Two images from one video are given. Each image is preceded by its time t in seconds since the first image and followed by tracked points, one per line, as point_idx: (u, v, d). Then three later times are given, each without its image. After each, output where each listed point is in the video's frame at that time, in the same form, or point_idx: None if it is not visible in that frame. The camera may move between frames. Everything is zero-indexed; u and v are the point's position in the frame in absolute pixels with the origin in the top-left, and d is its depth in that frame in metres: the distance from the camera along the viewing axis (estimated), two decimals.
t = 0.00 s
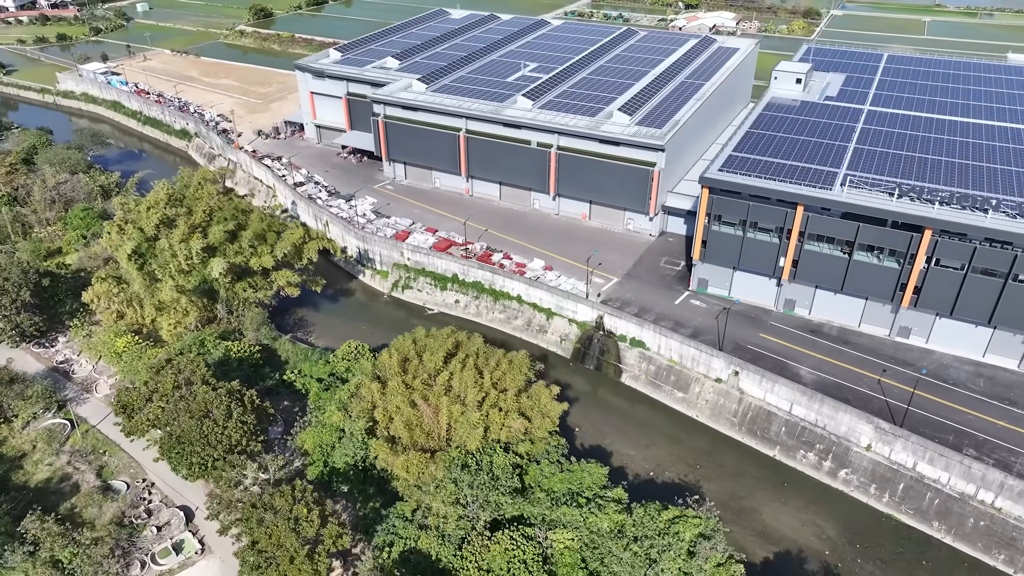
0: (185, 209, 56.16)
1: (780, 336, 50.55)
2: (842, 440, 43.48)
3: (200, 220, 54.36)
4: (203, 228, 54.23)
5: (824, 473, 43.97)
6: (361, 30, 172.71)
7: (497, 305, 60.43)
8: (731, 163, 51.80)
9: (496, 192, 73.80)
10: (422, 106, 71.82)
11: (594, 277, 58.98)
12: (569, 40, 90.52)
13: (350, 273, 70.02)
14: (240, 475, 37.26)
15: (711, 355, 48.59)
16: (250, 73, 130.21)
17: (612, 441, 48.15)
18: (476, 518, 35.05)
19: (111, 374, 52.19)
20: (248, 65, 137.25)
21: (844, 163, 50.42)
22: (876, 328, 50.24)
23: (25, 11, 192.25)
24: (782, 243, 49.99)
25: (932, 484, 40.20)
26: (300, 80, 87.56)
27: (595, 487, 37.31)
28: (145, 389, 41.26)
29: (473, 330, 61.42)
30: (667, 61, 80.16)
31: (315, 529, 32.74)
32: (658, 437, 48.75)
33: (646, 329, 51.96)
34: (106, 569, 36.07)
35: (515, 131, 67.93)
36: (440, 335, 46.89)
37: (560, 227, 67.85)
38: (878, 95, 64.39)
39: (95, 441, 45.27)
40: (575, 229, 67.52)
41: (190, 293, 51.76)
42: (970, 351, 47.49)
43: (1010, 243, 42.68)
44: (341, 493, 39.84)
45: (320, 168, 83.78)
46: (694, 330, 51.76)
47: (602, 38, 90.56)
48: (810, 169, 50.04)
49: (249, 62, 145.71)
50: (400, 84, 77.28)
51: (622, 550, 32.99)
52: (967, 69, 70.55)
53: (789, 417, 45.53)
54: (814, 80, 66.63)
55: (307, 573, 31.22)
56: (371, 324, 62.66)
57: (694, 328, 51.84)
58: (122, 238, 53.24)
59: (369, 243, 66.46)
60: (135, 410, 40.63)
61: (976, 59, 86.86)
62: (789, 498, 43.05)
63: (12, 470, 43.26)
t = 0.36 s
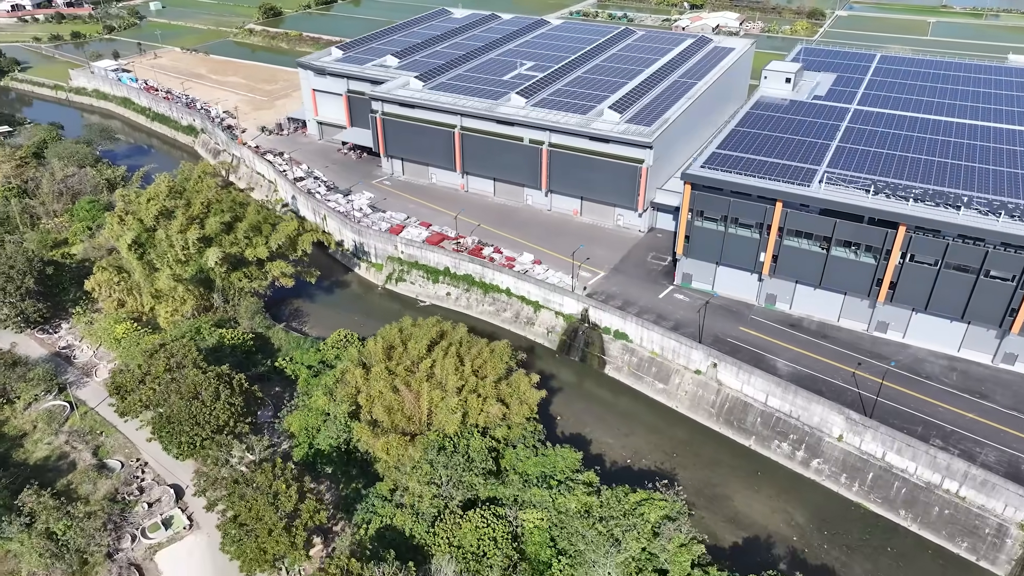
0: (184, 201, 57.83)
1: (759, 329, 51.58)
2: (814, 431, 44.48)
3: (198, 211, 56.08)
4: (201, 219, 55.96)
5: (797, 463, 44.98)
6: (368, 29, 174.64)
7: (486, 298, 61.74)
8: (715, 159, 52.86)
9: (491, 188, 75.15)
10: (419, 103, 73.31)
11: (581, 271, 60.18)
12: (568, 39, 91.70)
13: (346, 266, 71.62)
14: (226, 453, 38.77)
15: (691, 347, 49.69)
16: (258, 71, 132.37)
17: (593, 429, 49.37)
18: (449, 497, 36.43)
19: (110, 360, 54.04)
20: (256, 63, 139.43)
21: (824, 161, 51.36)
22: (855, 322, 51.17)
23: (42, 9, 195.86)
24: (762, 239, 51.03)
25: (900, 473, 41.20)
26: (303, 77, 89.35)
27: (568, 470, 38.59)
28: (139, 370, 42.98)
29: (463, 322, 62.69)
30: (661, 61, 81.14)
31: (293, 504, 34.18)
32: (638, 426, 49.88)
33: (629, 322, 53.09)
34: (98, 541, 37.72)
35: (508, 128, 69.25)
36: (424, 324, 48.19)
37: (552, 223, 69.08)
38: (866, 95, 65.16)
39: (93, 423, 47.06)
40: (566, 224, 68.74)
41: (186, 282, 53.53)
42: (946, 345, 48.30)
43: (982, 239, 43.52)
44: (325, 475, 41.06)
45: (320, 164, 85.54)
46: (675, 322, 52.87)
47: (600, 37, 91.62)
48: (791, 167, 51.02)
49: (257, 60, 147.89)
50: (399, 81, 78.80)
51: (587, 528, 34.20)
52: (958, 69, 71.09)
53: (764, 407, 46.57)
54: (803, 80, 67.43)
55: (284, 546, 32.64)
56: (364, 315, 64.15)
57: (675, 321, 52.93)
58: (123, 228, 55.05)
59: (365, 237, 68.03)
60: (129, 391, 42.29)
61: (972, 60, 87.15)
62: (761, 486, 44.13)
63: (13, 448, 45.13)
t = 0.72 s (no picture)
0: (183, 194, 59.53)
1: (741, 325, 52.47)
2: (789, 423, 45.35)
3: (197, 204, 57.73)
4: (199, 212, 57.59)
5: (771, 455, 45.87)
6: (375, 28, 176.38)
7: (477, 292, 62.96)
8: (699, 157, 53.79)
9: (486, 185, 76.38)
10: (415, 101, 74.67)
11: (570, 266, 61.29)
12: (566, 39, 92.75)
13: (343, 260, 73.10)
14: (213, 436, 40.21)
15: (671, 340, 50.66)
16: (265, 69, 134.34)
17: (574, 420, 50.51)
18: (425, 480, 37.59)
19: (110, 347, 55.77)
20: (263, 61, 141.51)
21: (807, 160, 52.14)
22: (835, 319, 51.97)
23: (57, 7, 199.22)
24: (744, 236, 51.94)
25: (871, 465, 42.04)
26: (305, 76, 91.02)
27: (543, 456, 39.74)
28: (132, 355, 44.66)
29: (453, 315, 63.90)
30: (657, 61, 82.03)
31: (273, 483, 35.53)
32: (619, 418, 50.89)
33: (613, 316, 54.12)
34: (89, 518, 39.32)
35: (502, 126, 70.46)
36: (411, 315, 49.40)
37: (544, 219, 70.23)
38: (856, 95, 65.77)
39: (90, 407, 48.72)
40: (557, 221, 69.86)
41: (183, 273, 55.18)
42: (923, 342, 49.09)
43: (957, 237, 44.24)
44: (311, 459, 42.67)
45: (321, 160, 87.15)
46: (659, 317, 53.86)
47: (598, 37, 92.59)
48: (773, 165, 51.87)
49: (264, 58, 149.94)
50: (397, 79, 80.22)
51: (556, 511, 35.50)
52: (950, 70, 71.47)
53: (741, 400, 47.47)
54: (794, 80, 68.11)
55: (263, 522, 33.96)
56: (358, 307, 65.56)
57: (658, 315, 53.95)
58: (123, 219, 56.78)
59: (360, 231, 69.47)
60: (122, 374, 44.05)
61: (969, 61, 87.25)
62: (736, 477, 45.08)
63: (13, 429, 46.88)
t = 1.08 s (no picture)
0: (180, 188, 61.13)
1: (720, 320, 53.45)
2: (762, 416, 46.31)
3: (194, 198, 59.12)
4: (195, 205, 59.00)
5: (745, 446, 46.82)
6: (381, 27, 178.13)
7: (466, 286, 64.20)
8: (681, 155, 54.78)
9: (479, 182, 77.62)
10: (410, 99, 76.03)
11: (556, 262, 62.43)
12: (563, 39, 93.84)
13: (338, 254, 74.56)
14: (199, 420, 41.56)
15: (651, 334, 51.70)
16: (270, 68, 136.29)
17: (554, 411, 51.66)
18: (401, 464, 38.88)
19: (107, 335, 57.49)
20: (269, 59, 143.42)
21: (786, 158, 53.04)
22: (813, 315, 52.83)
23: (70, 6, 202.21)
24: (724, 232, 52.93)
25: (839, 457, 42.96)
26: (305, 74, 92.63)
27: (517, 443, 40.96)
28: (124, 341, 46.39)
29: (443, 308, 65.15)
30: (650, 61, 82.97)
31: (252, 463, 36.96)
32: (599, 409, 51.97)
33: (596, 310, 55.19)
34: (80, 496, 40.91)
35: (494, 124, 71.68)
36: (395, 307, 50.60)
37: (534, 216, 71.36)
38: (842, 95, 66.44)
39: (86, 392, 50.38)
40: (548, 217, 70.99)
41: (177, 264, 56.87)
42: (899, 338, 49.90)
43: (929, 235, 45.07)
44: (295, 443, 44.06)
45: (319, 157, 88.74)
46: (640, 312, 54.91)
47: (595, 37, 93.59)
48: (753, 163, 52.79)
49: (270, 56, 151.99)
50: (394, 78, 81.64)
51: (524, 495, 36.77)
52: (939, 72, 71.95)
53: (717, 393, 48.46)
54: (782, 80, 68.84)
55: (240, 501, 35.25)
56: (350, 300, 66.97)
57: (640, 310, 55.02)
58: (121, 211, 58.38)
59: (354, 226, 70.93)
60: (114, 359, 45.77)
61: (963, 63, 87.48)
62: (709, 467, 46.09)
63: (11, 412, 48.61)
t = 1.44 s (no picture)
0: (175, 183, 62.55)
1: (700, 315, 54.37)
2: (736, 409, 47.23)
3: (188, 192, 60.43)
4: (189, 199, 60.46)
5: (719, 439, 47.73)
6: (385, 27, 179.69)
7: (454, 281, 65.36)
8: (663, 153, 55.71)
9: (471, 179, 78.78)
10: (403, 97, 77.27)
11: (543, 258, 63.51)
12: (558, 39, 94.83)
13: (332, 249, 75.93)
14: (186, 407, 42.70)
15: (630, 328, 52.66)
16: (273, 66, 138.02)
17: (535, 402, 52.75)
18: (377, 449, 40.06)
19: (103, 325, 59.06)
20: (273, 58, 145.17)
21: (766, 157, 53.89)
22: (791, 311, 53.67)
23: (81, 4, 204.81)
24: (703, 230, 53.88)
25: (809, 449, 43.85)
26: (304, 72, 94.09)
27: (492, 432, 42.12)
28: (115, 330, 48.01)
29: (432, 302, 66.31)
30: (642, 61, 83.86)
31: (231, 446, 38.30)
32: (579, 402, 52.98)
33: (578, 305, 56.18)
34: (69, 478, 42.27)
35: (485, 122, 72.81)
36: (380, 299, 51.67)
37: (524, 213, 72.46)
38: (828, 96, 67.11)
39: (80, 379, 51.90)
40: (537, 215, 72.07)
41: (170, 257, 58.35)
42: (874, 334, 50.70)
43: (902, 233, 45.87)
44: (278, 431, 45.37)
45: (317, 154, 90.22)
46: (622, 307, 55.89)
47: (590, 38, 94.56)
48: (733, 162, 53.67)
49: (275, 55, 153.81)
50: (389, 77, 82.91)
51: (495, 480, 37.94)
52: (927, 73, 72.48)
53: (693, 386, 49.39)
54: (770, 80, 69.56)
55: (218, 482, 36.33)
56: (342, 294, 68.25)
57: (621, 305, 55.99)
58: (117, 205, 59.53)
59: (347, 222, 72.30)
60: (105, 347, 47.32)
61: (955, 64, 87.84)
62: (683, 458, 47.05)
63: (7, 398, 50.19)
